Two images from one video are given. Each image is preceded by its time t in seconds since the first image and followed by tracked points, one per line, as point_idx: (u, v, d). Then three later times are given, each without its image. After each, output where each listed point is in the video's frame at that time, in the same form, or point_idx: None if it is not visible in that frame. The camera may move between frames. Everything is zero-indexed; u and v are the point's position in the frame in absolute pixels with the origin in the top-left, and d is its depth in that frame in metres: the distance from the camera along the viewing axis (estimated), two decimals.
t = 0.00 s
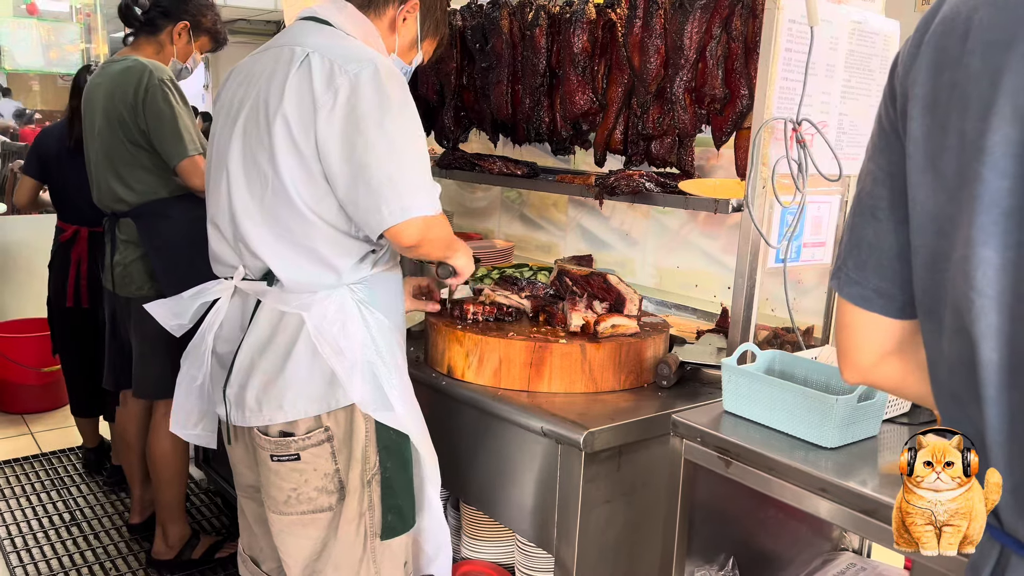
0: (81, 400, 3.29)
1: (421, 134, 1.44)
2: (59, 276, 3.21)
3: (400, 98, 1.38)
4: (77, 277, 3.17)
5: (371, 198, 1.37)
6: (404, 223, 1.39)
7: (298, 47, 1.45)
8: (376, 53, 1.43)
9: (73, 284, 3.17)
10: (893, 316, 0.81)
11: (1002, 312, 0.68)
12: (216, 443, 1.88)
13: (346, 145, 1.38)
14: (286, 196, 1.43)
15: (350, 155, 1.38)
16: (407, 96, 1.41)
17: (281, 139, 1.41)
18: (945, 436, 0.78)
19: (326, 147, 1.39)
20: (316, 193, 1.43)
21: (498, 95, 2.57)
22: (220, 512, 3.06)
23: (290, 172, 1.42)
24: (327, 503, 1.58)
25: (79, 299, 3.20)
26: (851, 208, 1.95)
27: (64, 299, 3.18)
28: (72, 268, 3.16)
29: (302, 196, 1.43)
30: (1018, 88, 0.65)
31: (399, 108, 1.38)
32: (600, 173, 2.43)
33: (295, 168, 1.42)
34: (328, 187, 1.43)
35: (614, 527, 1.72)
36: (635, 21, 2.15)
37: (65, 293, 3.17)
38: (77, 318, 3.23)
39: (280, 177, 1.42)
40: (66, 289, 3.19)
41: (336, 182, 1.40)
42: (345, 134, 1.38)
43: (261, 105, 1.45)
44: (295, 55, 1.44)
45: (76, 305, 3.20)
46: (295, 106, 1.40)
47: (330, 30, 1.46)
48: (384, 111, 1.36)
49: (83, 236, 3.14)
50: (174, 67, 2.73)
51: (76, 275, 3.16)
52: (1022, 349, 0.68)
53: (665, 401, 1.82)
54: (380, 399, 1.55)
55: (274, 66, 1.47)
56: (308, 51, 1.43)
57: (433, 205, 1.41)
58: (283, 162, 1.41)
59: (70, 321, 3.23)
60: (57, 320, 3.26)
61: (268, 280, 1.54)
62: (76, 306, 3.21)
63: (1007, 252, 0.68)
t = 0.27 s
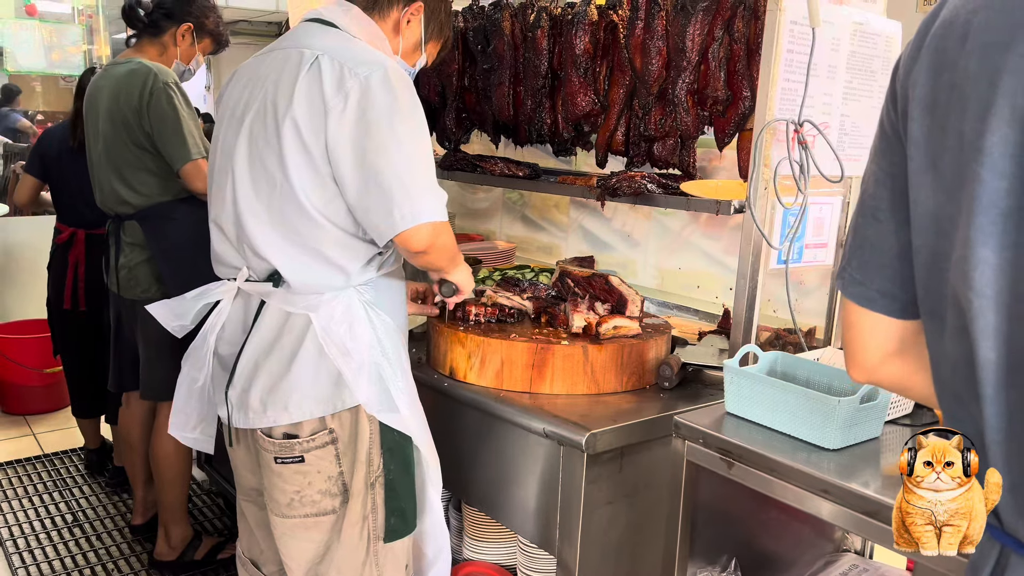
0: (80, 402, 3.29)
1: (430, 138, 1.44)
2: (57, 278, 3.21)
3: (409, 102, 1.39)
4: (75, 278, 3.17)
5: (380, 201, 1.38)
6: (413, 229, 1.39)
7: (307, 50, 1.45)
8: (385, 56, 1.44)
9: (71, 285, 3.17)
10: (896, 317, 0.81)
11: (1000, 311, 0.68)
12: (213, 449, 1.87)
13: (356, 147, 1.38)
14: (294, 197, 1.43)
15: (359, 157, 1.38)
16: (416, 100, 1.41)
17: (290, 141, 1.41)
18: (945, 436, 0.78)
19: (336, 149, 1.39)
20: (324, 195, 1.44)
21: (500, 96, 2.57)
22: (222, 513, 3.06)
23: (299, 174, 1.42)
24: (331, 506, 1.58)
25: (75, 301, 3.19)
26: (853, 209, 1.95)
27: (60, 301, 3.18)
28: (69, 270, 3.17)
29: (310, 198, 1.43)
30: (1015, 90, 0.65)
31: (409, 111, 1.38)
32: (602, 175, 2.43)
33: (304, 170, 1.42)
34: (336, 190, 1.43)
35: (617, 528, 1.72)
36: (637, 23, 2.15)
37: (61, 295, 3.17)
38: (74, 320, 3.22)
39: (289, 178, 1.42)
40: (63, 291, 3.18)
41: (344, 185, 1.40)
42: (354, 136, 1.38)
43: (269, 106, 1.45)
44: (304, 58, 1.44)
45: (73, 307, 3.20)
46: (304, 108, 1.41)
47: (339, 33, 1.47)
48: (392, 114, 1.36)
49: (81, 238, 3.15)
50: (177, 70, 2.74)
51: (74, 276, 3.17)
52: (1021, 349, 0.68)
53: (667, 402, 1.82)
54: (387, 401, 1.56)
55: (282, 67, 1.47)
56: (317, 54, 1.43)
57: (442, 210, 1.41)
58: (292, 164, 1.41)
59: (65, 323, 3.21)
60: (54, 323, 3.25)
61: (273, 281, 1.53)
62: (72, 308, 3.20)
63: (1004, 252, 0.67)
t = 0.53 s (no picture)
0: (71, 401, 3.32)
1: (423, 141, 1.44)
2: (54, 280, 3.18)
3: (402, 104, 1.38)
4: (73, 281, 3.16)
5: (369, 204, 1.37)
6: (391, 227, 1.37)
7: (303, 52, 1.46)
8: (381, 59, 1.43)
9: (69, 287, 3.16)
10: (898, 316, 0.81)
11: (998, 311, 0.68)
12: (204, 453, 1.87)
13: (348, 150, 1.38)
14: (289, 199, 1.44)
15: (351, 160, 1.38)
16: (409, 102, 1.41)
17: (285, 143, 1.42)
18: (946, 436, 0.78)
19: (329, 151, 1.39)
20: (318, 196, 1.44)
21: (501, 97, 2.57)
22: (224, 514, 3.06)
23: (294, 176, 1.42)
24: (327, 505, 1.57)
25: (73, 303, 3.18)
26: (856, 210, 1.94)
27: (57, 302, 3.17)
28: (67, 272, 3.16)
29: (305, 200, 1.44)
30: (1014, 89, 0.65)
31: (401, 114, 1.38)
32: (604, 175, 2.43)
33: (298, 172, 1.42)
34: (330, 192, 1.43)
35: (619, 529, 1.72)
36: (639, 24, 2.16)
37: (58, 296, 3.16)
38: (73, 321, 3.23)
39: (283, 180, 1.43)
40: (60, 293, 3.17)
41: (337, 187, 1.40)
42: (347, 139, 1.38)
43: (266, 108, 1.46)
44: (300, 60, 1.45)
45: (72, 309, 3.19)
46: (299, 110, 1.41)
47: (335, 35, 1.47)
48: (384, 117, 1.36)
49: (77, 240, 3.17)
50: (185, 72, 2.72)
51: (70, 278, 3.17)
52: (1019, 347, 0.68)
53: (670, 403, 1.82)
54: (382, 402, 1.56)
55: (279, 69, 1.47)
56: (313, 56, 1.43)
57: (427, 210, 1.39)
58: (286, 166, 1.42)
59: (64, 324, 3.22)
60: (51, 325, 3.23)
61: (271, 281, 1.54)
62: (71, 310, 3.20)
63: (1002, 251, 0.67)
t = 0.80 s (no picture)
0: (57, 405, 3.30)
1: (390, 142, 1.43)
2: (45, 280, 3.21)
3: (364, 104, 1.38)
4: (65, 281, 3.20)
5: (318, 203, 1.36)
6: (312, 214, 1.34)
7: (286, 55, 1.49)
8: (356, 61, 1.44)
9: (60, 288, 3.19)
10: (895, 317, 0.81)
11: (997, 311, 0.68)
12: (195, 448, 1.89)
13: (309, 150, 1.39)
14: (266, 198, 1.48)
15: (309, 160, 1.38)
16: (375, 104, 1.40)
17: (261, 144, 1.46)
18: (946, 436, 0.79)
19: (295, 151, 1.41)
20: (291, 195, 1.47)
21: (503, 99, 2.57)
22: (226, 515, 3.07)
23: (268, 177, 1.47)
24: (298, 500, 1.59)
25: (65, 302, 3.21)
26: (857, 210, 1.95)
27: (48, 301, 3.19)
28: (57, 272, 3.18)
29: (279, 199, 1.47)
30: (1013, 90, 0.65)
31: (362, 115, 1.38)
32: (605, 176, 2.44)
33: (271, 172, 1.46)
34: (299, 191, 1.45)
35: (621, 529, 1.72)
36: (640, 25, 2.16)
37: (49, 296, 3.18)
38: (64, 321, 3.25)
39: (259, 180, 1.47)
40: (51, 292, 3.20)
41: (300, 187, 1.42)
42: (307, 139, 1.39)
43: (250, 110, 1.51)
44: (281, 63, 1.48)
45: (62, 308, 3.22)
46: (273, 112, 1.45)
47: (316, 39, 1.49)
48: (344, 118, 1.37)
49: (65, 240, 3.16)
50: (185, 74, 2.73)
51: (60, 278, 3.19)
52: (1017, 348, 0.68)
53: (671, 403, 1.82)
54: (352, 401, 1.55)
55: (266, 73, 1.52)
56: (292, 59, 1.47)
57: (360, 208, 1.35)
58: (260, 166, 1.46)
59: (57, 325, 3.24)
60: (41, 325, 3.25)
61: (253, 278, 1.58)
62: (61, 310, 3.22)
63: (1000, 252, 0.67)
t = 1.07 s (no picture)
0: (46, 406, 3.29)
1: (356, 152, 1.40)
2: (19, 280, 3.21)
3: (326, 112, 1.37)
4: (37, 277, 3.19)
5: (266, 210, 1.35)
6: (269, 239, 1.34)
7: (272, 62, 1.51)
8: (330, 68, 1.44)
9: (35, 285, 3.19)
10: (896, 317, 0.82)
11: (1000, 313, 0.68)
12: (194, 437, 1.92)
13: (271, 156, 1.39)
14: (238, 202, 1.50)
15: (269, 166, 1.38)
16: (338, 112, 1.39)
17: (234, 148, 1.48)
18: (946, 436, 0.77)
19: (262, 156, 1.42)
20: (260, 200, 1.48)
21: (504, 99, 2.58)
22: (227, 515, 3.07)
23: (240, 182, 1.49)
24: (274, 492, 1.61)
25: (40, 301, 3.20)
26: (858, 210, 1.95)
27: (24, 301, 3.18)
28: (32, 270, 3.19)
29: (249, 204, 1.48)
30: (1015, 91, 0.65)
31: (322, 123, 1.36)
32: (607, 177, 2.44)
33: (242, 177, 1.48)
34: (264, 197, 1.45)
35: (624, 529, 1.72)
36: (641, 25, 2.16)
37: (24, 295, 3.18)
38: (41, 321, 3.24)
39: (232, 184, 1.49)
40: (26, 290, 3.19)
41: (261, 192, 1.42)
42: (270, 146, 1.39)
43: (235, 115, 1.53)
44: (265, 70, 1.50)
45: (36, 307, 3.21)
46: (246, 117, 1.46)
47: (302, 46, 1.50)
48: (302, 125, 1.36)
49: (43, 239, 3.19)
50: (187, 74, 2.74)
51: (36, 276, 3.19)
52: (1018, 348, 0.68)
53: (673, 403, 1.82)
54: (316, 400, 1.52)
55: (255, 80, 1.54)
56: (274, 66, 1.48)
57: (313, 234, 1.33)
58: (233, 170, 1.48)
59: (31, 325, 3.23)
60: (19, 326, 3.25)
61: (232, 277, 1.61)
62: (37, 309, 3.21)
63: (1003, 253, 0.67)
